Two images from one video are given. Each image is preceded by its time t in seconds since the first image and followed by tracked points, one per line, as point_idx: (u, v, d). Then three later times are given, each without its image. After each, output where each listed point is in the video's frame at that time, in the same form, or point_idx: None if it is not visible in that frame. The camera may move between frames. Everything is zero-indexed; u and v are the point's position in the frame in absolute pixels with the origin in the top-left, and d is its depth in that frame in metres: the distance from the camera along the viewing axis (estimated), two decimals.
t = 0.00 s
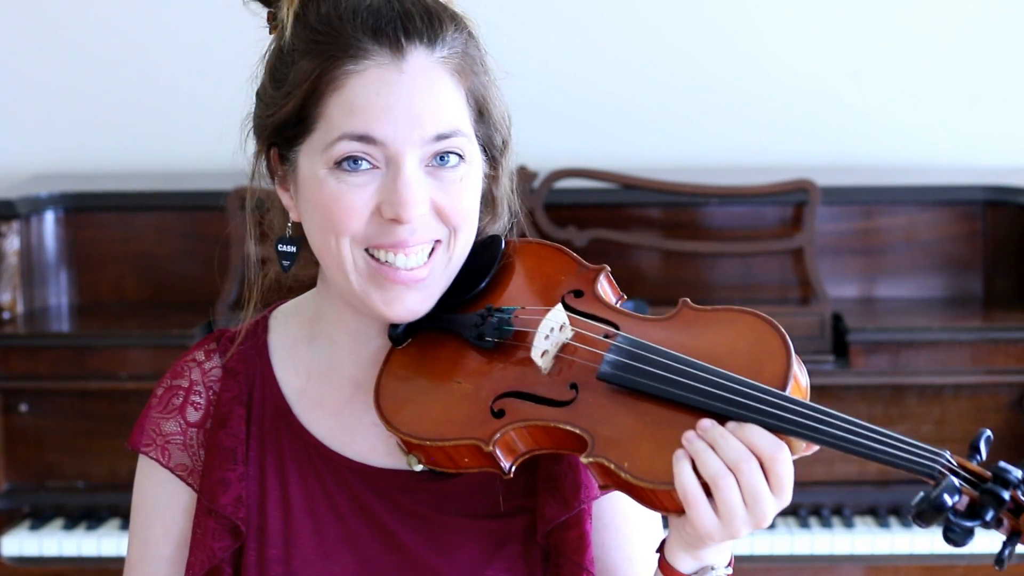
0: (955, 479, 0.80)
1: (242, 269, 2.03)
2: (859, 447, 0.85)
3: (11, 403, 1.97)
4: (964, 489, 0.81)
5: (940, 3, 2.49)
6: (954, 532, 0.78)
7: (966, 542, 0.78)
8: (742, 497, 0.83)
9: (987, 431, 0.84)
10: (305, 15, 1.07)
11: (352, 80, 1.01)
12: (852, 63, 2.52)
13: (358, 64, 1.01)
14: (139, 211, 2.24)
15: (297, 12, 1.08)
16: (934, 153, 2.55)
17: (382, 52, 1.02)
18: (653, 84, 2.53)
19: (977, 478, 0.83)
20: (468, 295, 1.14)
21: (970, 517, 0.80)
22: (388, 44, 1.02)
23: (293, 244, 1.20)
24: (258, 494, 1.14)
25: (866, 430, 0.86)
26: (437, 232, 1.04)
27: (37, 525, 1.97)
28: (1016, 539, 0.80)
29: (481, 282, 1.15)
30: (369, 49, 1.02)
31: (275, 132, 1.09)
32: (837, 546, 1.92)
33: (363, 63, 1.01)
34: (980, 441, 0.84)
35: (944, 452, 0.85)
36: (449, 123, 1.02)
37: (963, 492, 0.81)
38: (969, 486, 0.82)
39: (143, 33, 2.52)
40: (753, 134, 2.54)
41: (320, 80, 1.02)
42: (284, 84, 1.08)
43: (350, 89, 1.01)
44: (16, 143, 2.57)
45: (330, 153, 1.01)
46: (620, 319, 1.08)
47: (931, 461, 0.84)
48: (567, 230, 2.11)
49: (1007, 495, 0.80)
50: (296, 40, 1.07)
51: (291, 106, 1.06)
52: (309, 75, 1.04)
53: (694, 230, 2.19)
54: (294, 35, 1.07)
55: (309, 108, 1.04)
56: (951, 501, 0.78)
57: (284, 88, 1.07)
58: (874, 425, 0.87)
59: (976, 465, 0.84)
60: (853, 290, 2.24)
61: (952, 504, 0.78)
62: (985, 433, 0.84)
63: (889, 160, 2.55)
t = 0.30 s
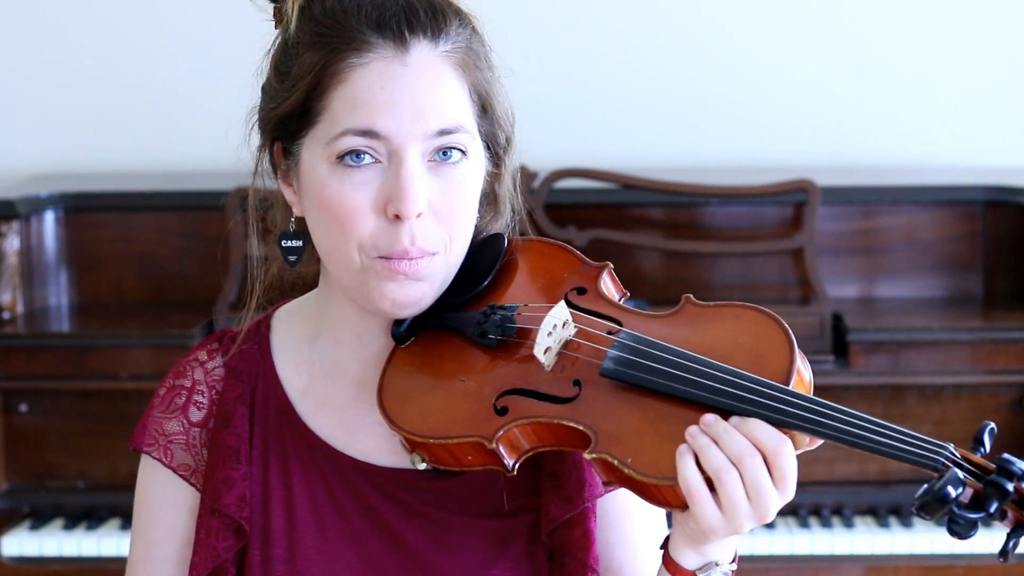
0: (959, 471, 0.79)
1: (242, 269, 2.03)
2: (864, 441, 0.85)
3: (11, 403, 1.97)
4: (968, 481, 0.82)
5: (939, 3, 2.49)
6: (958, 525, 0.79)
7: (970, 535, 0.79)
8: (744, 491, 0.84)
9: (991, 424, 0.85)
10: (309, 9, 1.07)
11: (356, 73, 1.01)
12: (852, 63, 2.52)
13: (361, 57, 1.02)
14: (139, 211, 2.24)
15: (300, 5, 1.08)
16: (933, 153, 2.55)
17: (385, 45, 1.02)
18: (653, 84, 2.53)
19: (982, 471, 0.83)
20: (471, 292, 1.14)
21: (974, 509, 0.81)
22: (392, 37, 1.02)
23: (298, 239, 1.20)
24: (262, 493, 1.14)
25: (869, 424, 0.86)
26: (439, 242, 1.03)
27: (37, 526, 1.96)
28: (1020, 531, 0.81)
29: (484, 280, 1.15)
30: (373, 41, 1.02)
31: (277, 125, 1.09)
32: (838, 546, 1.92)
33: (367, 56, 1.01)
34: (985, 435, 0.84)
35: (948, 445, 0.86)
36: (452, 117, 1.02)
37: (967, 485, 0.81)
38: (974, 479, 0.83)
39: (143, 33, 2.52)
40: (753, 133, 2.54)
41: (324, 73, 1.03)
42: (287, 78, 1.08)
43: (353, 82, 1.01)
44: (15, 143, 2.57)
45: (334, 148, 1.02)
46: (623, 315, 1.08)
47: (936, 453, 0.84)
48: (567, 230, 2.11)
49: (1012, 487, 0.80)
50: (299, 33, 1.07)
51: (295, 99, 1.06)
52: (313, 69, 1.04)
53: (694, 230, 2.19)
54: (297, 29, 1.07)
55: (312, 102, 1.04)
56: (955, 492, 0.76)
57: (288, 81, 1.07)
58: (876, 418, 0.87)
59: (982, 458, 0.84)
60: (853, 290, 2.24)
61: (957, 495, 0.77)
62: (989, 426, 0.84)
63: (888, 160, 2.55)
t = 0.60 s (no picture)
0: (934, 460, 0.80)
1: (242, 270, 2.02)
2: (842, 430, 0.87)
3: (11, 403, 1.98)
4: (944, 469, 0.83)
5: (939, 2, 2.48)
6: (936, 513, 0.79)
7: (948, 522, 0.79)
8: (725, 483, 0.83)
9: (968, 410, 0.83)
10: (293, 8, 1.09)
11: (340, 65, 1.02)
12: (851, 63, 2.51)
13: (345, 49, 1.02)
14: (139, 211, 2.24)
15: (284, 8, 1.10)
16: (933, 153, 2.55)
17: (368, 37, 1.03)
18: (652, 84, 2.53)
19: (958, 458, 0.85)
20: (459, 290, 1.15)
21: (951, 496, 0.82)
22: (375, 28, 1.03)
23: (291, 241, 1.20)
24: (257, 491, 1.14)
25: (847, 413, 0.88)
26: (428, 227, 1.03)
27: (37, 526, 1.96)
28: (998, 517, 0.79)
29: (474, 278, 1.16)
30: (356, 33, 1.03)
31: (264, 125, 1.10)
32: (838, 546, 1.92)
33: (350, 48, 1.02)
34: (962, 422, 0.83)
35: (926, 433, 0.87)
36: (437, 106, 1.02)
37: (944, 472, 0.83)
38: (951, 465, 0.84)
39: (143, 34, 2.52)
40: (752, 133, 2.54)
41: (310, 66, 1.03)
42: (273, 76, 1.09)
43: (338, 74, 1.01)
44: (16, 143, 2.57)
45: (321, 141, 1.02)
46: (609, 311, 1.09)
47: (914, 440, 0.86)
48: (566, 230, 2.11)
49: (988, 474, 0.80)
50: (284, 32, 1.09)
51: (281, 96, 1.07)
52: (298, 63, 1.05)
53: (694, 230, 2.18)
54: (282, 28, 1.09)
55: (299, 97, 1.04)
56: (929, 480, 0.77)
57: (274, 79, 1.09)
58: (853, 408, 0.89)
59: (959, 446, 0.86)
60: (853, 290, 2.23)
61: (931, 482, 0.77)
62: (966, 413, 0.83)
63: (888, 160, 2.55)
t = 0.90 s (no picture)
0: (920, 443, 0.79)
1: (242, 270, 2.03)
2: (827, 416, 0.87)
3: (11, 403, 1.98)
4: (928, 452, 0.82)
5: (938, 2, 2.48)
6: (921, 497, 0.79)
7: (934, 505, 0.79)
8: (711, 473, 0.83)
9: (952, 393, 0.85)
10: (271, 8, 1.09)
11: (329, 63, 1.02)
12: (851, 63, 2.51)
13: (332, 46, 1.03)
14: (140, 211, 2.24)
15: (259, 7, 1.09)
16: (933, 153, 2.55)
17: (354, 33, 1.04)
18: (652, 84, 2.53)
19: (943, 441, 0.85)
20: (443, 288, 1.15)
21: (936, 480, 0.81)
22: (360, 24, 1.04)
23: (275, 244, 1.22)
24: (249, 490, 1.14)
25: (831, 400, 0.88)
26: (422, 222, 1.04)
27: (37, 525, 1.96)
28: (985, 499, 0.80)
29: (457, 274, 1.17)
30: (342, 31, 1.04)
31: (249, 127, 1.10)
32: (837, 546, 1.92)
33: (338, 46, 1.03)
34: (946, 405, 0.84)
35: (910, 417, 0.88)
36: (426, 102, 1.04)
37: (929, 457, 0.82)
38: (935, 448, 0.85)
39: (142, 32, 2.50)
40: (752, 133, 2.54)
41: (297, 66, 1.04)
42: (255, 78, 1.10)
43: (327, 73, 1.02)
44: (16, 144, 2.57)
45: (313, 140, 1.02)
46: (592, 304, 1.10)
47: (897, 425, 0.87)
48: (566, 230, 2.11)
49: (972, 457, 0.80)
50: (264, 33, 1.09)
51: (266, 98, 1.07)
52: (284, 63, 1.05)
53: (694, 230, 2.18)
54: (261, 29, 1.09)
55: (286, 97, 1.05)
56: (914, 463, 0.77)
57: (256, 81, 1.09)
58: (836, 395, 0.89)
59: (944, 428, 0.86)
60: (853, 290, 2.23)
61: (916, 467, 0.77)
62: (950, 396, 0.85)
63: (888, 160, 2.55)
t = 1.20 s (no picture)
0: (902, 440, 0.79)
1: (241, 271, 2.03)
2: (811, 411, 0.86)
3: (11, 403, 1.98)
4: (910, 447, 0.82)
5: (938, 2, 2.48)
6: (905, 492, 0.77)
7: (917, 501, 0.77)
8: (696, 470, 0.83)
9: (934, 387, 0.84)
10: (253, 19, 1.10)
11: (319, 73, 1.03)
12: (851, 63, 2.51)
13: (320, 56, 1.04)
14: (140, 211, 2.24)
15: (241, 18, 1.10)
16: (933, 152, 2.54)
17: (341, 41, 1.05)
18: (651, 84, 2.53)
19: (924, 436, 0.84)
20: (432, 289, 1.15)
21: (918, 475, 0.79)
22: (347, 32, 1.06)
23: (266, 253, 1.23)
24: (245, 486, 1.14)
25: (816, 395, 0.87)
26: (417, 228, 1.05)
27: (37, 525, 1.97)
28: (968, 493, 0.79)
29: (447, 274, 1.16)
30: (329, 39, 1.04)
31: (238, 140, 1.11)
32: (837, 546, 1.91)
33: (324, 56, 1.04)
34: (929, 399, 0.83)
35: (892, 411, 0.86)
36: (416, 107, 1.04)
37: (912, 452, 0.82)
38: (917, 443, 0.83)
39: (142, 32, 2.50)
40: (752, 133, 2.54)
41: (285, 77, 1.04)
42: (241, 90, 1.10)
43: (318, 83, 1.03)
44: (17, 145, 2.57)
45: (306, 152, 1.02)
46: (581, 303, 1.09)
47: (879, 420, 0.85)
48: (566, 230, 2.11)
49: (953, 450, 0.80)
50: (248, 44, 1.09)
51: (255, 110, 1.07)
52: (272, 75, 1.05)
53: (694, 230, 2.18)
54: (246, 40, 1.10)
55: (276, 108, 1.05)
56: (896, 458, 0.76)
57: (243, 94, 1.09)
58: (823, 391, 0.88)
59: (926, 422, 0.84)
60: (853, 290, 2.23)
61: (897, 462, 0.76)
62: (933, 390, 0.84)
63: (887, 160, 2.54)
